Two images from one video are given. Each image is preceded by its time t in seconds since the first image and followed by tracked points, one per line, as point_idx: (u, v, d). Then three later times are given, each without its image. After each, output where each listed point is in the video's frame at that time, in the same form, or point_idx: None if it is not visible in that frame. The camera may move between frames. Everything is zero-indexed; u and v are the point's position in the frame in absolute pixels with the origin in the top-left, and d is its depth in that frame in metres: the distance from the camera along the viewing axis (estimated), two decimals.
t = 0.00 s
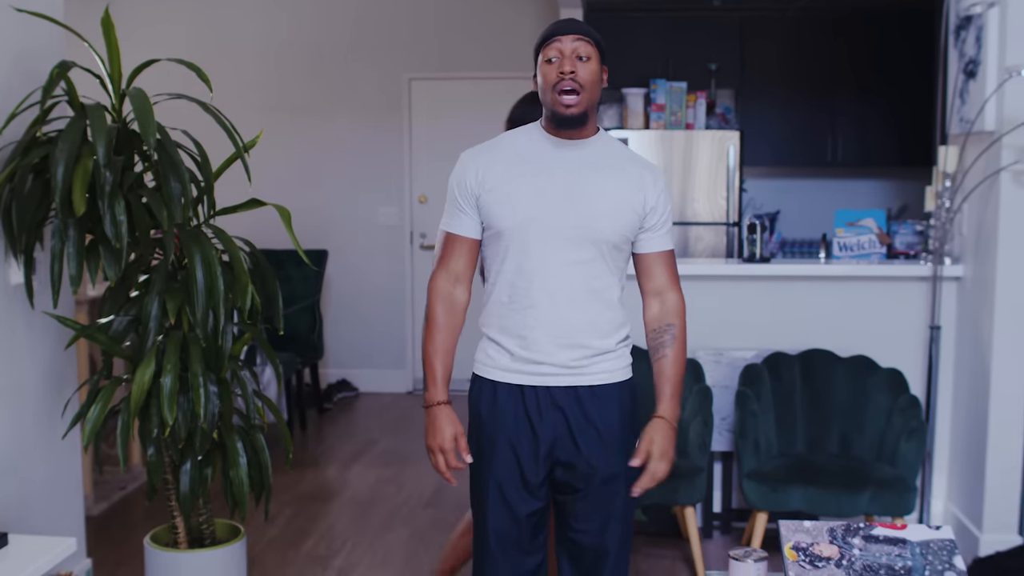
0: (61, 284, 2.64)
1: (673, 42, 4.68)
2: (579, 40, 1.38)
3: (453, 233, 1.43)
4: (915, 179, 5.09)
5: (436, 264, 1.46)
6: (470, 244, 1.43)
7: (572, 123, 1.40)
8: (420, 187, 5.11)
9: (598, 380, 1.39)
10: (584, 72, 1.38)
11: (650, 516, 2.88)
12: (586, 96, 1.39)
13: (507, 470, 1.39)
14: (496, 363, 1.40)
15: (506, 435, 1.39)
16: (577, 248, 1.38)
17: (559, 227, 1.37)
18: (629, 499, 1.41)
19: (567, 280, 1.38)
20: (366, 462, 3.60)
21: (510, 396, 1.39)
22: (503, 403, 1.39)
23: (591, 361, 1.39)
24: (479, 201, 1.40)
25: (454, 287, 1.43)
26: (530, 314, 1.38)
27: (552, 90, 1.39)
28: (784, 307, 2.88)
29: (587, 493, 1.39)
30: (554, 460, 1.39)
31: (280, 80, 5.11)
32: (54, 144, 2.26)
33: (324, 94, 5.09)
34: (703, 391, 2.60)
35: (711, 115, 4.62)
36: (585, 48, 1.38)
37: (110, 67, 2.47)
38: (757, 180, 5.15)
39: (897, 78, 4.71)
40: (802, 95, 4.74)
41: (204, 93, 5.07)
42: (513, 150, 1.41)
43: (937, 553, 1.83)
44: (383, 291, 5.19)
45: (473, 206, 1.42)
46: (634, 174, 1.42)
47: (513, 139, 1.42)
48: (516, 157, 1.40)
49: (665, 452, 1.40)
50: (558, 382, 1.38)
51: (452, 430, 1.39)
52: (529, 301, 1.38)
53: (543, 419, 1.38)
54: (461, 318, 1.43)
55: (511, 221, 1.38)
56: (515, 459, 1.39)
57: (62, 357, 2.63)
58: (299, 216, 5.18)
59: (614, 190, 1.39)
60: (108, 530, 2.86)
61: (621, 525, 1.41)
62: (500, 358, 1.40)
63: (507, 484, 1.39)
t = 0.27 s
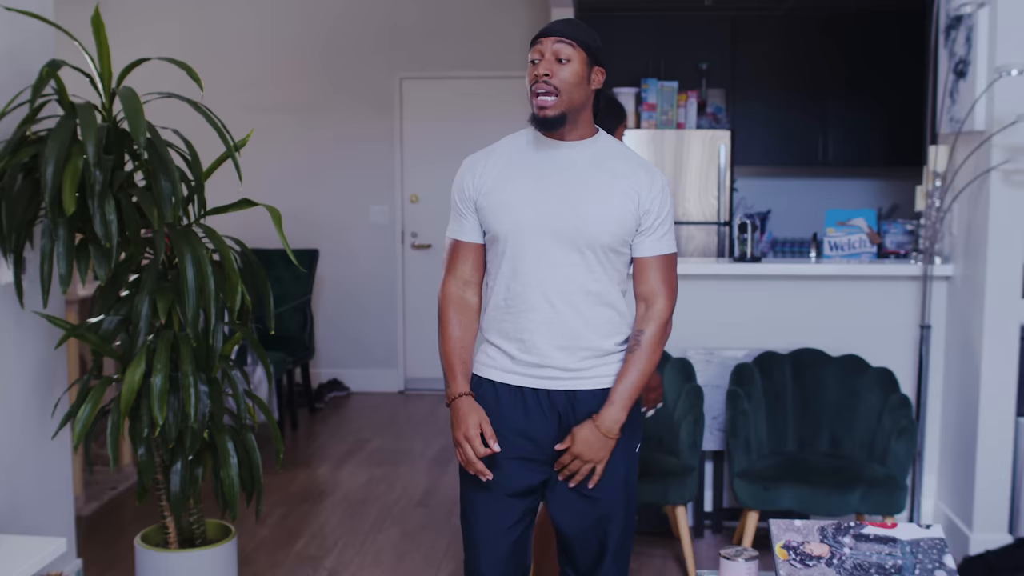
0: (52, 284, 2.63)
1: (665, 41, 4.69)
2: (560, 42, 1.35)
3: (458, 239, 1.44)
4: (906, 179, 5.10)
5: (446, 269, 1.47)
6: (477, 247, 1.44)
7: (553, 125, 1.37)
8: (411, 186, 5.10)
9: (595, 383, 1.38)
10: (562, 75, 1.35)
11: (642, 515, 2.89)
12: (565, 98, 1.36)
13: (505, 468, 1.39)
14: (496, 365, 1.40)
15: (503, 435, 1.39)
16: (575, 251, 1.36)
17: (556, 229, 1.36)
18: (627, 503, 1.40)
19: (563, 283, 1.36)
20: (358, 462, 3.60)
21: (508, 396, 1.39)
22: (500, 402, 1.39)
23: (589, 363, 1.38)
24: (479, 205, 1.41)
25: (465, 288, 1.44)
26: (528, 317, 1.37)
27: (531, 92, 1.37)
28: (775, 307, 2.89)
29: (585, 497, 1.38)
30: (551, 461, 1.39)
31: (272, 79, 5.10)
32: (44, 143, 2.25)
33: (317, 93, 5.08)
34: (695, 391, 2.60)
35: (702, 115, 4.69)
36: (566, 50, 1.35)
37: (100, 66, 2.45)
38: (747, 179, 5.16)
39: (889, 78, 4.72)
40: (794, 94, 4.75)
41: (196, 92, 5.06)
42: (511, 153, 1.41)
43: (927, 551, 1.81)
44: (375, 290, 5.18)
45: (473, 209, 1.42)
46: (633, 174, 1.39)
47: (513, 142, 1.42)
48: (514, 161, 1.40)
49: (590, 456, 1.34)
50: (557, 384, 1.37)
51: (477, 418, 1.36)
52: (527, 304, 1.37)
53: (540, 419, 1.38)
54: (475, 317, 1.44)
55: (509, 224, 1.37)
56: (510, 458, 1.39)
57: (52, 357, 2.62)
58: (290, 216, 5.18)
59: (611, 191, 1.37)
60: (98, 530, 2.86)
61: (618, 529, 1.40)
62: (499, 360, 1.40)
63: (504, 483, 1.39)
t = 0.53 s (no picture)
0: (40, 283, 2.62)
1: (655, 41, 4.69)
2: (535, 42, 1.34)
3: (451, 245, 1.47)
4: (894, 179, 5.11)
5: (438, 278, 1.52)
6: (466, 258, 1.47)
7: (529, 124, 1.36)
8: (401, 186, 5.10)
9: (579, 388, 1.37)
10: (533, 76, 1.34)
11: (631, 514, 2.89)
12: (538, 99, 1.35)
13: (488, 472, 1.39)
14: (480, 367, 1.40)
15: (487, 439, 1.39)
16: (554, 253, 1.35)
17: (534, 231, 1.35)
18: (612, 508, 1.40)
19: (543, 285, 1.35)
20: (348, 462, 3.60)
21: (489, 399, 1.39)
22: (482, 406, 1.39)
23: (572, 366, 1.37)
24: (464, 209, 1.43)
25: (448, 303, 1.49)
26: (510, 319, 1.37)
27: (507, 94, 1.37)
28: (764, 306, 2.89)
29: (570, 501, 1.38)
30: (535, 465, 1.39)
31: (263, 79, 5.09)
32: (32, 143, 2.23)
33: (308, 92, 5.07)
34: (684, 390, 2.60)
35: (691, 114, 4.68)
36: (539, 50, 1.33)
37: (89, 64, 2.43)
38: (737, 179, 5.17)
39: (879, 78, 4.73)
40: (785, 94, 4.76)
41: (185, 91, 5.04)
42: (495, 156, 1.42)
43: (916, 550, 1.83)
44: (366, 290, 5.17)
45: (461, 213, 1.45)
46: (618, 171, 1.35)
47: (499, 145, 1.43)
48: (497, 163, 1.41)
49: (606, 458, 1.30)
50: (540, 387, 1.37)
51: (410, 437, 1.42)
52: (508, 306, 1.37)
53: (521, 428, 1.37)
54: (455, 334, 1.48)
55: (490, 226, 1.38)
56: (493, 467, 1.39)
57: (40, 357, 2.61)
58: (280, 215, 5.17)
59: (592, 191, 1.34)
60: (86, 531, 2.85)
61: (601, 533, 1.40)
62: (484, 362, 1.41)
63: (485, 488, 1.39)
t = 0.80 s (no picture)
0: (28, 283, 2.61)
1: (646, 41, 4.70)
2: (530, 38, 1.33)
3: (433, 242, 1.50)
4: (884, 178, 5.12)
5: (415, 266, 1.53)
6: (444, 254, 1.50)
7: (519, 124, 1.35)
8: (391, 185, 5.09)
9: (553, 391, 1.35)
10: (533, 72, 1.33)
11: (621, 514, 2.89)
12: (539, 95, 1.34)
13: (466, 478, 1.39)
14: (455, 369, 1.41)
15: (465, 445, 1.39)
16: (525, 250, 1.34)
17: (507, 227, 1.35)
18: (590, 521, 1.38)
19: (514, 281, 1.34)
20: (338, 461, 3.59)
21: (467, 404, 1.39)
22: (460, 411, 1.39)
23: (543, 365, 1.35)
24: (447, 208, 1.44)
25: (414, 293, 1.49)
26: (483, 318, 1.37)
27: (503, 92, 1.35)
28: (753, 306, 2.90)
29: (543, 513, 1.37)
30: (510, 474, 1.38)
31: (254, 78, 5.08)
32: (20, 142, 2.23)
33: (299, 92, 5.06)
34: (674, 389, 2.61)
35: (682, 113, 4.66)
36: (534, 47, 1.33)
37: (77, 64, 2.42)
38: (727, 179, 5.18)
39: (870, 78, 4.74)
40: (775, 94, 4.77)
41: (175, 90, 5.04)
42: (478, 155, 1.43)
43: (905, 549, 1.81)
44: (357, 289, 5.17)
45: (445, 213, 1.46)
46: (596, 167, 1.34)
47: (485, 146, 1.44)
48: (479, 162, 1.42)
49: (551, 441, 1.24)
50: (511, 392, 1.36)
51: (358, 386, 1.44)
52: (482, 305, 1.37)
53: (496, 438, 1.37)
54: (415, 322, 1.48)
55: (468, 225, 1.39)
56: (470, 475, 1.39)
57: (28, 356, 2.60)
58: (269, 215, 5.16)
59: (566, 186, 1.33)
60: (74, 531, 2.84)
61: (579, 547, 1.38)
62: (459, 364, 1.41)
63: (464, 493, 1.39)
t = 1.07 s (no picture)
0: (15, 283, 2.60)
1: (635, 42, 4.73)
2: (502, 43, 1.30)
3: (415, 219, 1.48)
4: (871, 178, 5.14)
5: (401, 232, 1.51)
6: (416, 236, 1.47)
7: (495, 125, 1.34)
8: (379, 185, 5.09)
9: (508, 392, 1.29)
10: (501, 76, 1.30)
11: (609, 513, 2.89)
12: (508, 102, 1.31)
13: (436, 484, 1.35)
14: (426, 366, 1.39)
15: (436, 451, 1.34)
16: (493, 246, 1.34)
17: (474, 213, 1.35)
18: (560, 539, 1.32)
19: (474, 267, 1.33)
20: (327, 461, 3.59)
21: (440, 407, 1.35)
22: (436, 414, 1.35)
23: (494, 357, 1.30)
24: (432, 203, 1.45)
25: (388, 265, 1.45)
26: (450, 313, 1.35)
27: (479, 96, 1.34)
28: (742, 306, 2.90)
29: (514, 520, 1.30)
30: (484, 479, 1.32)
31: (244, 78, 5.07)
32: (7, 142, 2.22)
33: (289, 91, 5.06)
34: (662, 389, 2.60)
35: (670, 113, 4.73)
36: (507, 52, 1.29)
37: (64, 64, 2.41)
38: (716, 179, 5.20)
39: (858, 77, 4.75)
40: (763, 94, 4.78)
41: (162, 90, 5.03)
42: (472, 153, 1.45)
43: (893, 548, 1.70)
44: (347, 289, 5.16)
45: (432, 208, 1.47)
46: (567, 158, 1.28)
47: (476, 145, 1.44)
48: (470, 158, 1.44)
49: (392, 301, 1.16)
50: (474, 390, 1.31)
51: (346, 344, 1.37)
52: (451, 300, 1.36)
53: (469, 440, 1.31)
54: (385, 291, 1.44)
55: (445, 219, 1.39)
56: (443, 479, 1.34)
57: (16, 357, 2.59)
58: (257, 215, 5.16)
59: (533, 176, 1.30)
60: (63, 532, 2.83)
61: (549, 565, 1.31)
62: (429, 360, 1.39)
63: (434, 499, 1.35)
